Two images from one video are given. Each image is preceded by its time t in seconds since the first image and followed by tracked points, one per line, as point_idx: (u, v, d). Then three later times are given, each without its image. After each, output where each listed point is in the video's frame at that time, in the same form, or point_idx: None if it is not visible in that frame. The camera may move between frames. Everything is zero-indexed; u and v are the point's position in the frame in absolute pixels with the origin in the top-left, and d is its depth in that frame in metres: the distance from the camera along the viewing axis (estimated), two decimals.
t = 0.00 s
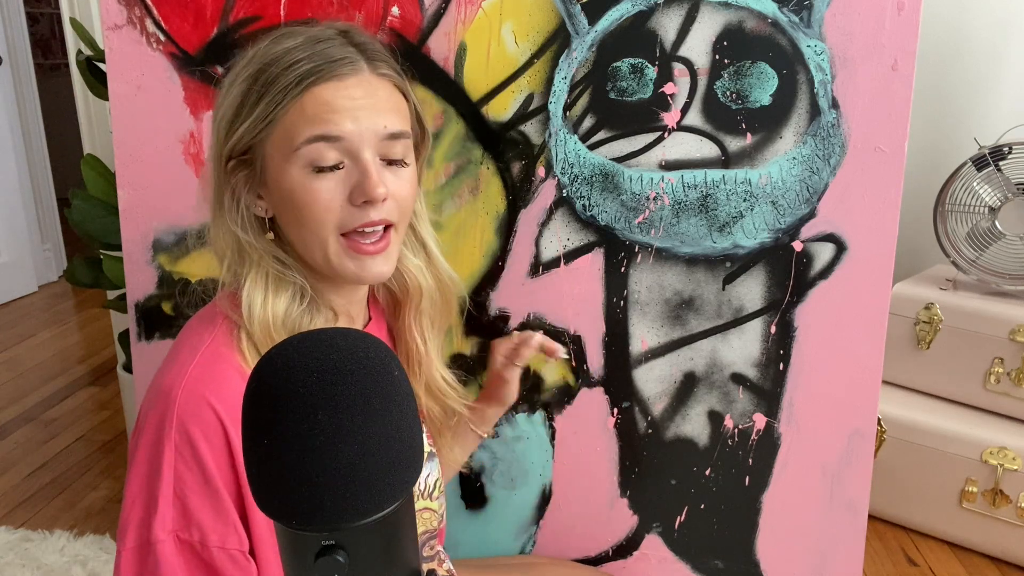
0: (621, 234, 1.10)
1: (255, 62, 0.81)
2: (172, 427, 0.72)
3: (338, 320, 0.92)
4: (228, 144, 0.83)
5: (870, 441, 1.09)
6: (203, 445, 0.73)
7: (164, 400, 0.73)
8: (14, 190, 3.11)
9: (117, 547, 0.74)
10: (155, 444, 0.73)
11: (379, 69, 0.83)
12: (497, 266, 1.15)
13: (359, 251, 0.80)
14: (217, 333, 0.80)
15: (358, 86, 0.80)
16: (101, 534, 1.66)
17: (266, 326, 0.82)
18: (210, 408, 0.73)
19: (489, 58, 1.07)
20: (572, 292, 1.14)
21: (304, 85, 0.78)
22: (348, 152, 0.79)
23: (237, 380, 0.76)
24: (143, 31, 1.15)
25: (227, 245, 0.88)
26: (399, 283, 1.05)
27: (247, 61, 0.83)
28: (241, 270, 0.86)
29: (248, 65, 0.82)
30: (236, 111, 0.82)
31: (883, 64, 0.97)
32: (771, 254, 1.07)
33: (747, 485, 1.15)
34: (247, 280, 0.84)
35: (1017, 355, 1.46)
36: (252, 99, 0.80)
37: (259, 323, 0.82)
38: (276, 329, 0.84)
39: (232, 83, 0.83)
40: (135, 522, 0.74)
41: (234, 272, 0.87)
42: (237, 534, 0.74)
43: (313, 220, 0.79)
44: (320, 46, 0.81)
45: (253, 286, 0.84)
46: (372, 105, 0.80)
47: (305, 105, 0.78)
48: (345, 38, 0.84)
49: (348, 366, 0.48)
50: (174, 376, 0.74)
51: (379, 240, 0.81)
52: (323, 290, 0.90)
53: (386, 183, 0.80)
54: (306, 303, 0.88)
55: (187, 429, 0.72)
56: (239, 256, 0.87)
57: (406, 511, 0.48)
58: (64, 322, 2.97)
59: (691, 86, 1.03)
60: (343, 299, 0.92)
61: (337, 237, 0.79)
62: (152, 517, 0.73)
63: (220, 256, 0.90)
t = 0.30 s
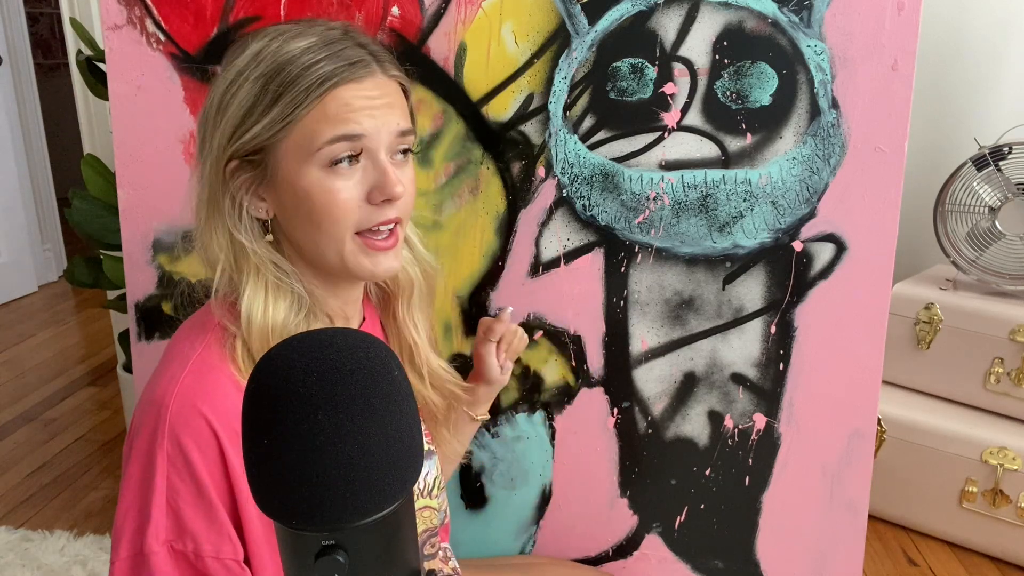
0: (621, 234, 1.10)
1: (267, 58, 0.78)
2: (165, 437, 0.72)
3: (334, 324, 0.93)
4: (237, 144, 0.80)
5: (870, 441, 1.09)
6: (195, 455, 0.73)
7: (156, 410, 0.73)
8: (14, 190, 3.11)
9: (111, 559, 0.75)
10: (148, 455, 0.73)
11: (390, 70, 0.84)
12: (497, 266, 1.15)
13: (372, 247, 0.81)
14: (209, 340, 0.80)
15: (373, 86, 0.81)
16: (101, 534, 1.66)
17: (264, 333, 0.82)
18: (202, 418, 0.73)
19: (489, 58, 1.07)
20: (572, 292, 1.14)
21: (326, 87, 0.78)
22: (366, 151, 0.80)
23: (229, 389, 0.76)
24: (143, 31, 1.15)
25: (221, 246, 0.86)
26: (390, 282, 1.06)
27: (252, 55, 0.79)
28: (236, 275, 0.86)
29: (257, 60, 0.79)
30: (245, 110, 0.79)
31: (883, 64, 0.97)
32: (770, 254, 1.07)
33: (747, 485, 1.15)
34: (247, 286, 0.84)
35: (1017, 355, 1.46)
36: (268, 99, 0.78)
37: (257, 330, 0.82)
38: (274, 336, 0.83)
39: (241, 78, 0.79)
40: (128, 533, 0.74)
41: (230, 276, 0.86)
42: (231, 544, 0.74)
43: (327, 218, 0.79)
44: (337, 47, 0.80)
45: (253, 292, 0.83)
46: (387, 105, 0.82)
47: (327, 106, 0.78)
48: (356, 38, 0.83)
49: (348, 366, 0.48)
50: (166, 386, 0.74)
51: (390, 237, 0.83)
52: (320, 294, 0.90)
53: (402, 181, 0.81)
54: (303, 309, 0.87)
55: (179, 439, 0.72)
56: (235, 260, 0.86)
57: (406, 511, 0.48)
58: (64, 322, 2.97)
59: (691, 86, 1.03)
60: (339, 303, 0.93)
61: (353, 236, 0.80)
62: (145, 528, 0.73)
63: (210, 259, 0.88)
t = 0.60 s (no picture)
0: (621, 234, 1.10)
1: (240, 73, 0.78)
2: (154, 433, 0.73)
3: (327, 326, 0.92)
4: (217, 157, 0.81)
5: (870, 441, 1.09)
6: (184, 451, 0.73)
7: (147, 406, 0.74)
8: (14, 190, 3.11)
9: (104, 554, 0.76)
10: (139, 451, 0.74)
11: (371, 77, 0.82)
12: (498, 266, 1.15)
13: (359, 254, 0.80)
14: (201, 339, 0.80)
15: (349, 94, 0.79)
16: (102, 535, 1.66)
17: (254, 335, 0.82)
18: (191, 415, 0.73)
19: (489, 58, 1.07)
20: (572, 292, 1.14)
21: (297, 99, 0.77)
22: (342, 160, 0.79)
23: (220, 385, 0.77)
24: (143, 31, 1.15)
25: (213, 254, 0.87)
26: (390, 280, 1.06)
27: (229, 69, 0.80)
28: (229, 276, 0.86)
29: (231, 75, 0.79)
30: (223, 124, 0.80)
31: (883, 64, 0.97)
32: (770, 254, 1.07)
33: (747, 485, 1.15)
34: (237, 291, 0.84)
35: (1017, 355, 1.46)
36: (242, 113, 0.78)
37: (246, 332, 0.82)
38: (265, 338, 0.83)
39: (216, 93, 0.79)
40: (121, 530, 0.75)
41: (223, 280, 0.86)
42: (222, 541, 0.74)
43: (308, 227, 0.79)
44: (310, 57, 0.79)
45: (243, 296, 0.84)
46: (366, 113, 0.80)
47: (298, 119, 0.77)
48: (334, 44, 0.81)
49: (348, 366, 0.48)
50: (156, 383, 0.75)
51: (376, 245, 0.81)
52: (312, 293, 0.90)
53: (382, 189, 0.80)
54: (296, 310, 0.87)
55: (168, 435, 0.73)
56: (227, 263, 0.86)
57: (406, 511, 0.48)
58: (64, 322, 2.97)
59: (691, 86, 1.03)
60: (333, 305, 0.92)
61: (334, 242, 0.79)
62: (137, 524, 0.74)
63: (206, 265, 0.89)
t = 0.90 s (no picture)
0: (621, 233, 1.10)
1: (233, 69, 0.82)
2: (148, 427, 0.73)
3: (322, 320, 0.91)
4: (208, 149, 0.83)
5: (871, 441, 1.09)
6: (178, 444, 0.73)
7: (144, 401, 0.74)
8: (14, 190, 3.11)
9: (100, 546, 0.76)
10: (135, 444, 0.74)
11: (360, 77, 0.82)
12: (497, 266, 1.15)
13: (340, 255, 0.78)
14: (198, 334, 0.80)
15: (333, 93, 0.79)
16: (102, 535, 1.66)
17: (247, 325, 0.82)
18: (185, 409, 0.73)
19: (489, 58, 1.07)
20: (572, 293, 1.14)
21: (278, 94, 0.78)
22: (320, 159, 0.78)
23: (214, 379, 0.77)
24: (143, 31, 1.15)
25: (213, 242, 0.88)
26: (391, 283, 1.05)
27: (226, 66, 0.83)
28: (226, 268, 0.86)
29: (226, 71, 0.83)
30: (215, 117, 0.83)
31: (883, 64, 0.97)
32: (771, 254, 1.07)
33: (747, 485, 1.15)
34: (231, 282, 0.84)
35: (1017, 355, 1.46)
36: (230, 107, 0.81)
37: (239, 320, 0.82)
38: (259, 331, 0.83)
39: (213, 90, 0.84)
40: (117, 523, 0.75)
41: (220, 269, 0.87)
42: (217, 535, 0.74)
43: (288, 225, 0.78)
44: (298, 53, 0.80)
45: (236, 286, 0.84)
46: (349, 113, 0.79)
47: (279, 114, 0.78)
48: (329, 43, 0.83)
49: (348, 366, 0.48)
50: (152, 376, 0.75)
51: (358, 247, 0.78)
52: (308, 290, 0.89)
53: (361, 190, 0.78)
54: (290, 302, 0.87)
55: (162, 429, 0.73)
56: (225, 255, 0.87)
57: (406, 511, 0.48)
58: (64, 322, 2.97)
59: (691, 86, 1.03)
60: (329, 302, 0.91)
61: (316, 245, 0.78)
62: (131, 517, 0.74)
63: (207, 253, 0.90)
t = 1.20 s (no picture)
0: (621, 233, 1.10)
1: (246, 64, 0.81)
2: (144, 426, 0.73)
3: (321, 321, 0.91)
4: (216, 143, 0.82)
5: (871, 441, 1.09)
6: (173, 444, 0.73)
7: (138, 400, 0.74)
8: (14, 189, 3.11)
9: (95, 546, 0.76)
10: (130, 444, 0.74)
11: (372, 76, 0.82)
12: (497, 266, 1.15)
13: (344, 255, 0.78)
14: (195, 333, 0.80)
15: (346, 92, 0.79)
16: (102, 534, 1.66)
17: (244, 324, 0.82)
18: (181, 408, 0.74)
19: (489, 58, 1.07)
20: (572, 293, 1.14)
21: (293, 90, 0.78)
22: (332, 157, 0.77)
23: (210, 378, 0.77)
24: (143, 31, 1.15)
25: (213, 242, 0.88)
26: (393, 284, 1.05)
27: (238, 61, 0.83)
28: (226, 266, 0.86)
29: (238, 65, 0.82)
30: (225, 112, 0.82)
31: (883, 64, 0.97)
32: (771, 254, 1.07)
33: (747, 485, 1.15)
34: (231, 281, 0.84)
35: (1017, 355, 1.46)
36: (241, 102, 0.80)
37: (237, 320, 0.82)
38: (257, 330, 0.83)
39: (223, 84, 0.83)
40: (111, 522, 0.75)
41: (220, 268, 0.87)
42: (212, 534, 0.74)
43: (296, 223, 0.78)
44: (312, 51, 0.80)
45: (235, 284, 0.84)
46: (361, 112, 0.79)
47: (293, 110, 0.78)
48: (340, 42, 0.83)
49: (348, 365, 0.48)
50: (147, 375, 0.75)
51: (365, 247, 0.79)
52: (308, 289, 0.89)
53: (372, 190, 0.78)
54: (289, 302, 0.87)
55: (158, 428, 0.73)
56: (225, 255, 0.87)
57: (406, 510, 0.48)
58: (64, 322, 2.97)
59: (691, 86, 1.03)
60: (329, 302, 0.91)
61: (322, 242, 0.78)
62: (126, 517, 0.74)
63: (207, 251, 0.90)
